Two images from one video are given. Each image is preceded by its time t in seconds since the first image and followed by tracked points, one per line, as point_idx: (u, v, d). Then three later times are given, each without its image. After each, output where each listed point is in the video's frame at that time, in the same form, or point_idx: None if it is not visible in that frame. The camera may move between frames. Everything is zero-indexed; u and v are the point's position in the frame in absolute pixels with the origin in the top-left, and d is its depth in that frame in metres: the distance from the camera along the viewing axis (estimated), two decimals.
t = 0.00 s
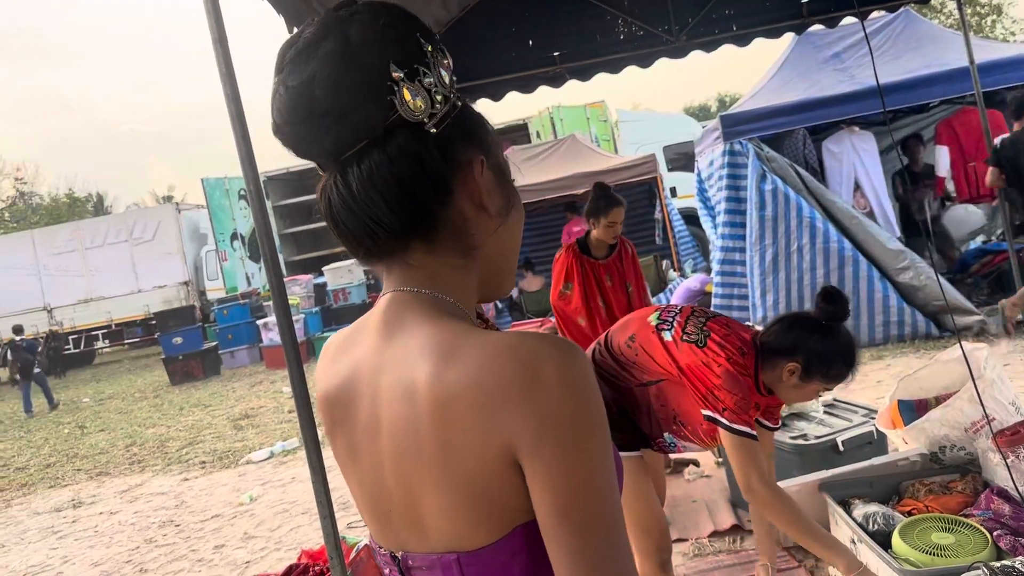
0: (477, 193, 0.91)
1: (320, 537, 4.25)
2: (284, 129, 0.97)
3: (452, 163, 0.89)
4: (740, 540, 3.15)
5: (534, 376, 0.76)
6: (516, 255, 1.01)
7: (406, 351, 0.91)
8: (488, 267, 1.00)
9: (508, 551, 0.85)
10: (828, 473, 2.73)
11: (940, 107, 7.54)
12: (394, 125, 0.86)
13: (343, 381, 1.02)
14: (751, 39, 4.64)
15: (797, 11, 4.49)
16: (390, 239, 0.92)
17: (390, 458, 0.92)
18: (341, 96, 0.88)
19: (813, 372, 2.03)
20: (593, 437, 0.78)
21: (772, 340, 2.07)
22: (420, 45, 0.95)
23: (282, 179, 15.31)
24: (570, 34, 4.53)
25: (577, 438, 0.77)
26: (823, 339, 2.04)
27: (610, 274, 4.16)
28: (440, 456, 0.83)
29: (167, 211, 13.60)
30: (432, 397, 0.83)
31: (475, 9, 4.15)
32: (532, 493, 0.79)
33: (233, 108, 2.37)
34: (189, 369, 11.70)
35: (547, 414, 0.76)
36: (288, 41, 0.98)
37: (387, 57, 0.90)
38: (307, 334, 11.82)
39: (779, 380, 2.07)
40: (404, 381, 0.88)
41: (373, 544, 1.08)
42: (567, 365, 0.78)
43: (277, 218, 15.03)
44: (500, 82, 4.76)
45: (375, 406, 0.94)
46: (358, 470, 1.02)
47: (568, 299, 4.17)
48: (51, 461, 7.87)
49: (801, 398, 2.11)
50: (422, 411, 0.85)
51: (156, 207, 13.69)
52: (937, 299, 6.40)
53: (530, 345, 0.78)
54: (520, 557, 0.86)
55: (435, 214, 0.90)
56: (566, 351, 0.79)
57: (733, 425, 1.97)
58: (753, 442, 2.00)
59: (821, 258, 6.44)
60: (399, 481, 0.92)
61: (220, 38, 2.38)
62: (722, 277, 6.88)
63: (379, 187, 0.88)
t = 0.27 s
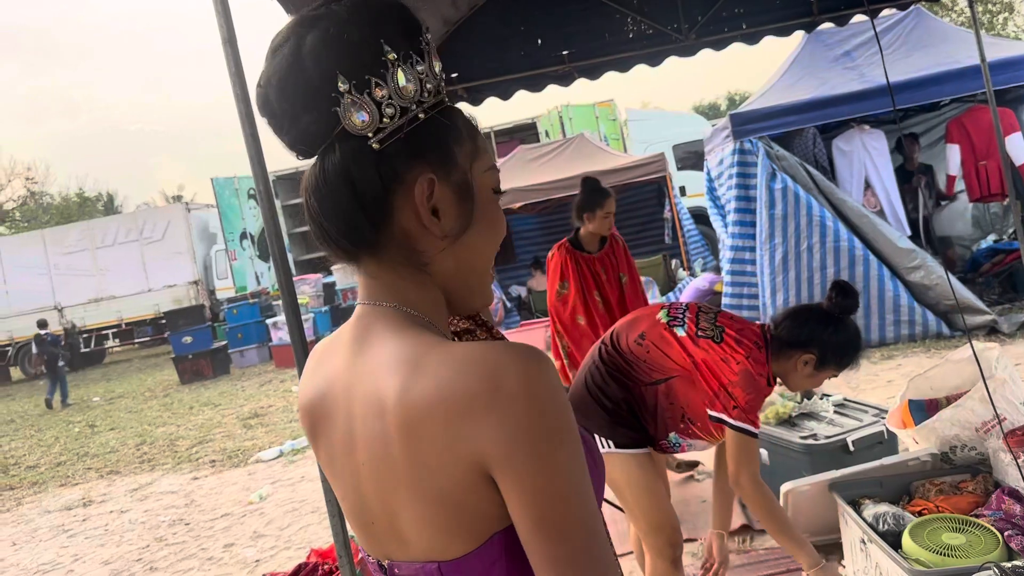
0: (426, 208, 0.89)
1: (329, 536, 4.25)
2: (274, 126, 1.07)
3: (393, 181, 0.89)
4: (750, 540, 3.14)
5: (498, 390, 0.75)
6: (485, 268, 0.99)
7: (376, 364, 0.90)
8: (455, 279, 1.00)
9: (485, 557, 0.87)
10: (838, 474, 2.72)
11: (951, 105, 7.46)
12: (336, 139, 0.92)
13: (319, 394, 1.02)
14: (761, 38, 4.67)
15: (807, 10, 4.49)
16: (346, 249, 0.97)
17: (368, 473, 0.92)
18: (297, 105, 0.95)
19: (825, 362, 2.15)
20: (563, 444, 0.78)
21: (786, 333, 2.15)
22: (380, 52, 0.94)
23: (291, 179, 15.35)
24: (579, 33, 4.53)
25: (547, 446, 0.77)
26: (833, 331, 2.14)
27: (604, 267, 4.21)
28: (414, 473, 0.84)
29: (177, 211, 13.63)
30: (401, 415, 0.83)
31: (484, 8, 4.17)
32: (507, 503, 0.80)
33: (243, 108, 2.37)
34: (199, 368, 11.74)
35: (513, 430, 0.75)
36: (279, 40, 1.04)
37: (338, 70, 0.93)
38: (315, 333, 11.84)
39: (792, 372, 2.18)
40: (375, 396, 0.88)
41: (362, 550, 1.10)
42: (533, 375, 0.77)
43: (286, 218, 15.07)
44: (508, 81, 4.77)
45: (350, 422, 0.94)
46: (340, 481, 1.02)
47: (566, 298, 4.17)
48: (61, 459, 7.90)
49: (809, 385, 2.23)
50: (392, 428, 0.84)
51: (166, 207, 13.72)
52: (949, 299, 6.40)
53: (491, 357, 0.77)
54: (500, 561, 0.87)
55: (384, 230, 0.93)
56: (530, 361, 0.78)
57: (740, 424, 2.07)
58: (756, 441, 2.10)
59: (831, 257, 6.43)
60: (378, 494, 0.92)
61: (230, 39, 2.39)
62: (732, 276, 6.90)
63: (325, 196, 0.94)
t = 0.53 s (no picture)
0: (394, 212, 0.92)
1: (334, 535, 4.26)
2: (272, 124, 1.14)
3: (363, 188, 0.93)
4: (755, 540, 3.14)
5: (453, 389, 0.76)
6: (467, 266, 1.02)
7: (358, 356, 0.93)
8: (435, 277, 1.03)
9: (460, 543, 0.91)
10: (843, 474, 2.72)
11: (957, 104, 7.44)
12: (311, 145, 0.96)
13: (313, 385, 1.06)
14: (767, 37, 4.66)
15: (813, 9, 4.48)
16: (328, 247, 1.02)
17: (352, 461, 0.95)
18: (277, 110, 1.00)
19: (803, 337, 2.31)
20: (516, 444, 0.77)
21: (765, 313, 2.30)
22: (353, 60, 0.96)
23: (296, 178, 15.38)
24: (585, 32, 4.53)
25: (501, 448, 0.76)
26: (807, 307, 2.32)
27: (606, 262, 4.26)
28: (384, 464, 0.86)
29: (182, 209, 13.64)
30: (372, 407, 0.85)
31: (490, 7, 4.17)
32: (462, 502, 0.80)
33: (248, 109, 2.39)
34: (204, 367, 11.75)
35: (464, 430, 0.75)
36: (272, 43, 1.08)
37: (312, 77, 0.96)
38: (320, 333, 11.84)
39: (773, 347, 2.31)
40: (354, 388, 0.91)
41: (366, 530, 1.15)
42: (490, 375, 0.76)
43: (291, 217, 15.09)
44: (514, 81, 4.77)
45: (336, 413, 0.97)
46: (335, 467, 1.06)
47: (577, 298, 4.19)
48: (67, 458, 7.91)
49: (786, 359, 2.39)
50: (365, 419, 0.87)
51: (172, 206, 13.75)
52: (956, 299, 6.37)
53: (451, 356, 0.78)
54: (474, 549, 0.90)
55: (361, 231, 0.97)
56: (489, 362, 0.77)
57: (709, 401, 2.15)
58: (726, 419, 2.18)
59: (837, 257, 6.41)
60: (361, 483, 0.95)
61: (236, 38, 2.39)
62: (738, 276, 6.86)
63: (306, 198, 1.00)
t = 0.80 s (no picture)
0: (404, 203, 0.93)
1: (336, 535, 4.25)
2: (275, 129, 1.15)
3: (375, 183, 0.94)
4: (757, 540, 3.14)
5: (465, 372, 0.77)
6: (474, 257, 1.04)
7: (368, 341, 0.94)
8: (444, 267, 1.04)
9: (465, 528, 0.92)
10: (846, 474, 2.72)
11: (961, 104, 7.42)
12: (320, 146, 0.97)
13: (319, 369, 1.06)
14: (770, 37, 4.65)
15: (817, 9, 4.48)
16: (338, 238, 1.04)
17: (359, 444, 0.96)
18: (284, 113, 1.01)
19: (761, 320, 2.55)
20: (522, 430, 0.78)
21: (721, 300, 2.54)
22: (355, 58, 0.96)
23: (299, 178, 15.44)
24: (588, 33, 4.53)
25: (509, 434, 0.77)
26: (761, 292, 2.55)
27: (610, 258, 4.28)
28: (392, 445, 0.87)
29: (185, 209, 13.67)
30: (383, 388, 0.86)
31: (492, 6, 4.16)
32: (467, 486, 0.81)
33: (252, 107, 2.41)
34: (207, 366, 11.76)
35: (474, 413, 0.76)
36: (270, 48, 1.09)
37: (316, 79, 0.96)
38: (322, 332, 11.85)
39: (731, 330, 2.54)
40: (363, 371, 0.92)
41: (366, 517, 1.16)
42: (501, 362, 0.78)
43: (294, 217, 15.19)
44: (517, 81, 4.77)
45: (343, 396, 0.98)
46: (339, 452, 1.07)
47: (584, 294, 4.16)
48: (70, 457, 7.93)
49: (751, 340, 2.62)
50: (374, 401, 0.88)
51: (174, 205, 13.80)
52: (959, 300, 6.36)
53: (463, 340, 0.79)
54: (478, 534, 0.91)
55: (372, 225, 0.98)
56: (501, 350, 0.79)
57: (655, 376, 2.33)
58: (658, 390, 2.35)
59: (840, 257, 6.39)
60: (368, 466, 0.96)
61: (239, 37, 2.39)
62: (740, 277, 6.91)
63: (317, 196, 1.01)
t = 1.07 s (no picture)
0: (451, 191, 0.95)
1: (337, 534, 4.25)
2: (287, 128, 1.09)
3: (427, 173, 0.94)
4: (758, 540, 3.14)
5: (533, 347, 0.82)
6: (504, 249, 1.06)
7: (407, 327, 0.95)
8: (477, 260, 1.06)
9: (507, 515, 0.92)
10: (847, 474, 2.72)
11: (962, 105, 7.44)
12: (368, 138, 0.94)
13: (341, 359, 1.06)
14: (772, 37, 4.66)
15: (819, 9, 4.49)
16: (373, 233, 1.01)
17: (392, 431, 0.96)
18: (321, 108, 0.97)
19: (722, 303, 2.70)
20: (582, 404, 0.85)
21: (684, 287, 2.71)
22: (400, 51, 0.96)
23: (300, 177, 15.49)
24: (590, 32, 4.53)
25: (573, 406, 0.83)
26: (720, 277, 2.71)
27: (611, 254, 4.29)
28: (443, 426, 0.88)
29: (186, 208, 13.69)
30: (435, 368, 0.88)
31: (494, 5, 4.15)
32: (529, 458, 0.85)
33: (256, 106, 2.43)
34: (207, 365, 11.75)
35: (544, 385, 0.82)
36: (285, 42, 1.05)
37: (361, 72, 0.94)
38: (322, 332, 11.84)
39: (695, 313, 2.70)
40: (406, 354, 0.93)
41: (369, 517, 1.13)
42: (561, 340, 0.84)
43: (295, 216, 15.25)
44: (519, 80, 4.78)
45: (376, 383, 0.98)
46: (355, 442, 1.06)
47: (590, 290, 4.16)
48: (70, 455, 7.92)
49: (716, 325, 2.76)
50: (424, 383, 0.89)
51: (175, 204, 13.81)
52: (961, 300, 6.37)
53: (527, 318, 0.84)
54: (517, 520, 0.92)
55: (416, 217, 0.97)
56: (561, 329, 0.85)
57: (621, 357, 2.45)
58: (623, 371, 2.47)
59: (841, 257, 6.40)
60: (399, 451, 0.96)
61: (241, 35, 2.39)
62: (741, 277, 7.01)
63: (357, 193, 0.97)
